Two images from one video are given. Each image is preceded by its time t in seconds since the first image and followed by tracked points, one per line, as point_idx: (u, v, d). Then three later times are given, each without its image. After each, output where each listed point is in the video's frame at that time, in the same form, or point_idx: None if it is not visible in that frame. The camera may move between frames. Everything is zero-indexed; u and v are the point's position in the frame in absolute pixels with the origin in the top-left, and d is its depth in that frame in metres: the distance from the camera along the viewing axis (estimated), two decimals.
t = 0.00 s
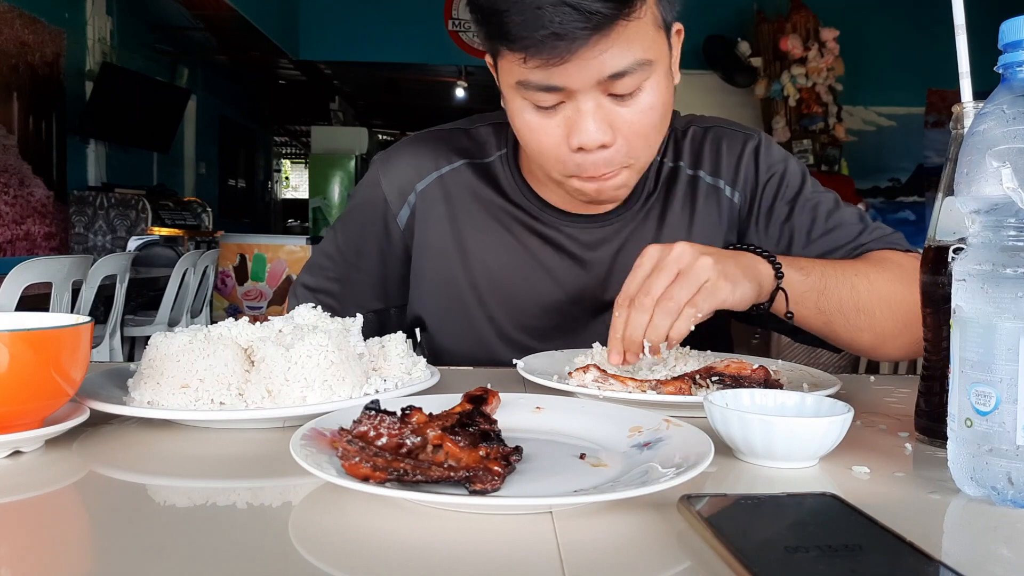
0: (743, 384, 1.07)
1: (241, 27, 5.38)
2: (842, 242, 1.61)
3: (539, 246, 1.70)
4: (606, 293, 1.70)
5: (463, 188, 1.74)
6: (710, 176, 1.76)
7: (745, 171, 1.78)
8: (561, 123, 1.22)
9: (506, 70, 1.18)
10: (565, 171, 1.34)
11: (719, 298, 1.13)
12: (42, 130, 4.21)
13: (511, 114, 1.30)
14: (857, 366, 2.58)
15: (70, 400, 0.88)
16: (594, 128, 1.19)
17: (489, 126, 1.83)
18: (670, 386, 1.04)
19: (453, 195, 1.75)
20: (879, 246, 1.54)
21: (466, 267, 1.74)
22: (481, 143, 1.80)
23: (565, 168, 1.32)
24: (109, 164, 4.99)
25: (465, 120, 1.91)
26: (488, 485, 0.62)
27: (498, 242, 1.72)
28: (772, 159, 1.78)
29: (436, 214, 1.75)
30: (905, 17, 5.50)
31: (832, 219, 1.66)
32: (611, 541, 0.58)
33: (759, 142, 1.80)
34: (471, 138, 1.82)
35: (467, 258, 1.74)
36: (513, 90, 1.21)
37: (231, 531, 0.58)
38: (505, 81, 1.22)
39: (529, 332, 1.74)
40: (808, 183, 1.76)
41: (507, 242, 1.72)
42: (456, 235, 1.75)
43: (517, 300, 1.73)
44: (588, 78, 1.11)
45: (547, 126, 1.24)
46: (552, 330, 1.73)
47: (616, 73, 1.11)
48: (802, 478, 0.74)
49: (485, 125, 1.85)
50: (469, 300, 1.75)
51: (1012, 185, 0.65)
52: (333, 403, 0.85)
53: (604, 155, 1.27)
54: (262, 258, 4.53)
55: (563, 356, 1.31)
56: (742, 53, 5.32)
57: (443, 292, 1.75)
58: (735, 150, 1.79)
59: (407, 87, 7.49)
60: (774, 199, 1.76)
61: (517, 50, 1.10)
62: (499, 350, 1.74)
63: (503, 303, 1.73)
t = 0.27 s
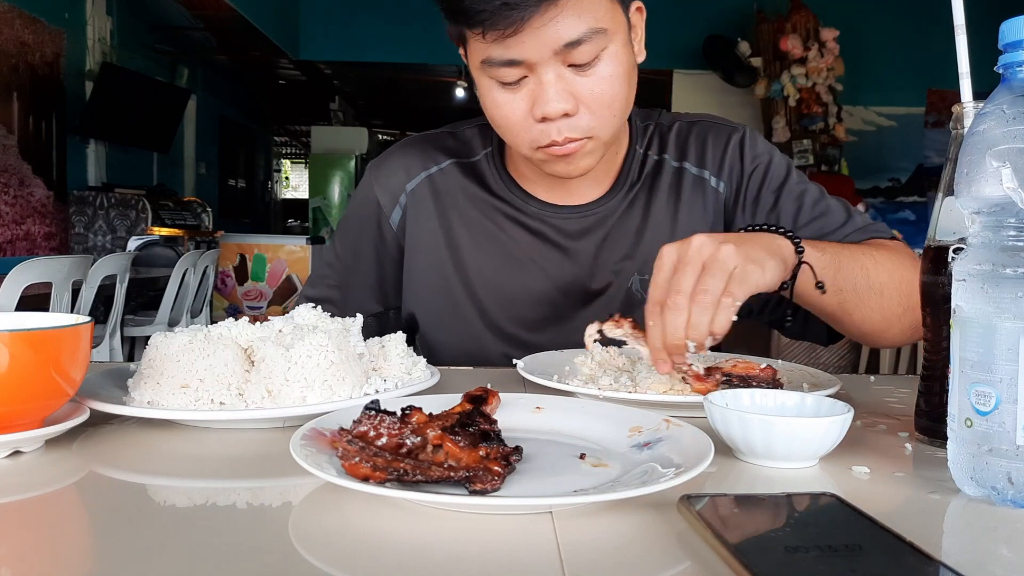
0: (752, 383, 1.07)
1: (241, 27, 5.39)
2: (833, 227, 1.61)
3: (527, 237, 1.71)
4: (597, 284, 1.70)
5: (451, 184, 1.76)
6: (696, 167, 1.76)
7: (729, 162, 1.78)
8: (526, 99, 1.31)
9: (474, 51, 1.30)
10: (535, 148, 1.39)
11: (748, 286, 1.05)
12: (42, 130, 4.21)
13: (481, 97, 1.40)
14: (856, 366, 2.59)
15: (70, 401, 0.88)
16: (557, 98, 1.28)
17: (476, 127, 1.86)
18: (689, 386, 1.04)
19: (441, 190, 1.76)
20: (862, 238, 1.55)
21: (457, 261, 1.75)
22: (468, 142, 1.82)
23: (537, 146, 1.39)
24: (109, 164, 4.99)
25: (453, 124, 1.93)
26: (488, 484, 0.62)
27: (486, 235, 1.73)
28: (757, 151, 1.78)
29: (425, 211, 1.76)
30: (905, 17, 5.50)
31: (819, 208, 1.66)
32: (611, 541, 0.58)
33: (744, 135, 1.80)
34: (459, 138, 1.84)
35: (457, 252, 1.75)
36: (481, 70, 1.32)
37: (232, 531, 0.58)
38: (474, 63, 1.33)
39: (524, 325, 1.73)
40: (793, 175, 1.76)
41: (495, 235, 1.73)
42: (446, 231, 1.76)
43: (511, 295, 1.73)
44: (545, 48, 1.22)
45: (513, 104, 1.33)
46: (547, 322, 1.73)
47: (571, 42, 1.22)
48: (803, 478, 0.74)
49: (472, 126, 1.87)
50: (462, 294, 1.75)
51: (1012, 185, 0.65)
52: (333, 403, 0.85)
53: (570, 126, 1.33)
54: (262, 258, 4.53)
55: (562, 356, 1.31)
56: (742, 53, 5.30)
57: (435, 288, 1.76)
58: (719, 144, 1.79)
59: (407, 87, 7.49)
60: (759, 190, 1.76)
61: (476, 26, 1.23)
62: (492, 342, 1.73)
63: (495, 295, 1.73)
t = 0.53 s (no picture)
0: (770, 383, 1.08)
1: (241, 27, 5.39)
2: (813, 230, 1.60)
3: (518, 235, 1.71)
4: (591, 281, 1.71)
5: (444, 185, 1.77)
6: (684, 165, 1.77)
7: (716, 161, 1.78)
8: (505, 97, 1.31)
9: (452, 52, 1.30)
10: (519, 144, 1.40)
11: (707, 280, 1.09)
12: (42, 130, 4.21)
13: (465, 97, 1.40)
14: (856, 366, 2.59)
15: (70, 401, 0.88)
16: (535, 95, 1.28)
17: (467, 133, 1.87)
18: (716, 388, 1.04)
19: (434, 191, 1.77)
20: (840, 243, 1.54)
21: (452, 261, 1.75)
22: (459, 146, 1.83)
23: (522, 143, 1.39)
24: (109, 164, 4.99)
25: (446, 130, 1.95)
26: (488, 484, 0.62)
27: (478, 234, 1.73)
28: (744, 152, 1.78)
29: (420, 212, 1.77)
30: (906, 17, 5.50)
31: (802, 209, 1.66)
32: (611, 541, 0.58)
33: (730, 136, 1.80)
34: (450, 142, 1.85)
35: (450, 252, 1.75)
36: (461, 71, 1.32)
37: (233, 531, 0.58)
38: (454, 64, 1.34)
39: (519, 323, 1.73)
40: (777, 176, 1.75)
41: (487, 234, 1.73)
42: (440, 232, 1.76)
43: (505, 294, 1.72)
44: (519, 45, 1.22)
45: (494, 102, 1.33)
46: (543, 320, 1.72)
47: (544, 39, 1.22)
48: (804, 478, 0.74)
49: (463, 132, 1.89)
50: (457, 294, 1.75)
51: (1012, 185, 0.65)
52: (333, 403, 0.85)
53: (550, 121, 1.34)
54: (262, 258, 4.54)
55: (562, 356, 1.31)
56: (742, 53, 5.30)
57: (430, 288, 1.76)
58: (706, 144, 1.80)
59: (407, 87, 7.49)
60: (743, 189, 1.76)
61: (453, 26, 1.23)
62: (487, 340, 1.73)
63: (489, 293, 1.73)
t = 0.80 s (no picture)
0: (770, 383, 1.08)
1: (241, 27, 5.39)
2: (804, 229, 1.61)
3: (513, 232, 1.71)
4: (587, 278, 1.71)
5: (438, 185, 1.77)
6: (675, 164, 1.77)
7: (708, 159, 1.78)
8: (505, 90, 1.31)
9: (452, 46, 1.30)
10: (517, 138, 1.40)
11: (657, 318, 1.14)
12: (42, 129, 4.21)
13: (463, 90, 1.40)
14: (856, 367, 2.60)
15: (70, 401, 0.88)
16: (535, 88, 1.28)
17: (461, 134, 1.87)
18: (713, 388, 1.04)
19: (428, 191, 1.77)
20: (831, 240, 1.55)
21: (447, 260, 1.76)
22: (451, 146, 1.84)
23: (521, 136, 1.39)
24: (109, 164, 4.99)
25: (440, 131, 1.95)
26: (488, 485, 0.62)
27: (473, 232, 1.74)
28: (733, 150, 1.78)
29: (415, 212, 1.77)
30: (906, 18, 5.50)
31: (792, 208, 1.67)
32: (611, 541, 0.58)
33: (720, 134, 1.80)
34: (443, 143, 1.86)
35: (446, 251, 1.76)
36: (460, 65, 1.32)
37: (233, 531, 0.58)
38: (453, 59, 1.34)
39: (517, 322, 1.72)
40: (768, 173, 1.75)
41: (481, 232, 1.73)
42: (435, 231, 1.76)
43: (503, 292, 1.72)
44: (519, 39, 1.22)
45: (493, 95, 1.33)
46: (540, 317, 1.72)
47: (545, 31, 1.22)
48: (804, 478, 0.74)
49: (457, 133, 1.88)
50: (453, 292, 1.75)
51: (1012, 185, 0.65)
52: (333, 403, 0.85)
53: (549, 113, 1.34)
54: (262, 258, 4.54)
55: (562, 357, 1.31)
56: (742, 53, 5.30)
57: (427, 287, 1.76)
58: (696, 143, 1.80)
59: (408, 87, 7.49)
60: (736, 187, 1.76)
61: (452, 20, 1.23)
62: (485, 337, 1.73)
63: (485, 291, 1.73)
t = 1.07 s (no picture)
0: (770, 383, 1.08)
1: (241, 27, 5.40)
2: (802, 225, 1.62)
3: (513, 230, 1.71)
4: (588, 275, 1.71)
5: (438, 183, 1.77)
6: (673, 163, 1.77)
7: (706, 159, 1.78)
8: (518, 96, 1.32)
9: (464, 51, 1.29)
10: (527, 142, 1.41)
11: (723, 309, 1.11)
12: (42, 129, 4.21)
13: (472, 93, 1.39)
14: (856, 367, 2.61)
15: (70, 401, 0.88)
16: (548, 96, 1.29)
17: (459, 134, 1.87)
18: (710, 388, 1.03)
19: (429, 189, 1.77)
20: (825, 237, 1.56)
21: (448, 258, 1.76)
22: (450, 146, 1.84)
23: (529, 140, 1.40)
24: (109, 164, 4.99)
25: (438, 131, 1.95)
26: (488, 485, 0.62)
27: (473, 230, 1.74)
28: (732, 150, 1.78)
29: (415, 211, 1.77)
30: (905, 18, 5.50)
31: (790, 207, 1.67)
32: (610, 541, 0.58)
33: (718, 136, 1.80)
34: (442, 143, 1.86)
35: (447, 249, 1.76)
36: (473, 70, 1.32)
37: (234, 530, 0.58)
38: (464, 63, 1.33)
39: (519, 319, 1.72)
40: (765, 172, 1.76)
41: (482, 230, 1.73)
42: (435, 229, 1.76)
43: (504, 289, 1.72)
44: (537, 47, 1.22)
45: (505, 100, 1.33)
46: (542, 313, 1.72)
47: (560, 43, 1.22)
48: (803, 478, 0.74)
49: (455, 133, 1.88)
50: (455, 289, 1.75)
51: (1012, 185, 0.65)
52: (333, 403, 0.85)
53: (560, 120, 1.35)
54: (262, 258, 4.54)
55: (562, 356, 1.31)
56: (741, 53, 5.30)
57: (429, 284, 1.76)
58: (695, 143, 1.80)
59: (408, 87, 7.49)
60: (733, 183, 1.75)
61: (469, 29, 1.22)
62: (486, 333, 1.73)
63: (486, 288, 1.73)
